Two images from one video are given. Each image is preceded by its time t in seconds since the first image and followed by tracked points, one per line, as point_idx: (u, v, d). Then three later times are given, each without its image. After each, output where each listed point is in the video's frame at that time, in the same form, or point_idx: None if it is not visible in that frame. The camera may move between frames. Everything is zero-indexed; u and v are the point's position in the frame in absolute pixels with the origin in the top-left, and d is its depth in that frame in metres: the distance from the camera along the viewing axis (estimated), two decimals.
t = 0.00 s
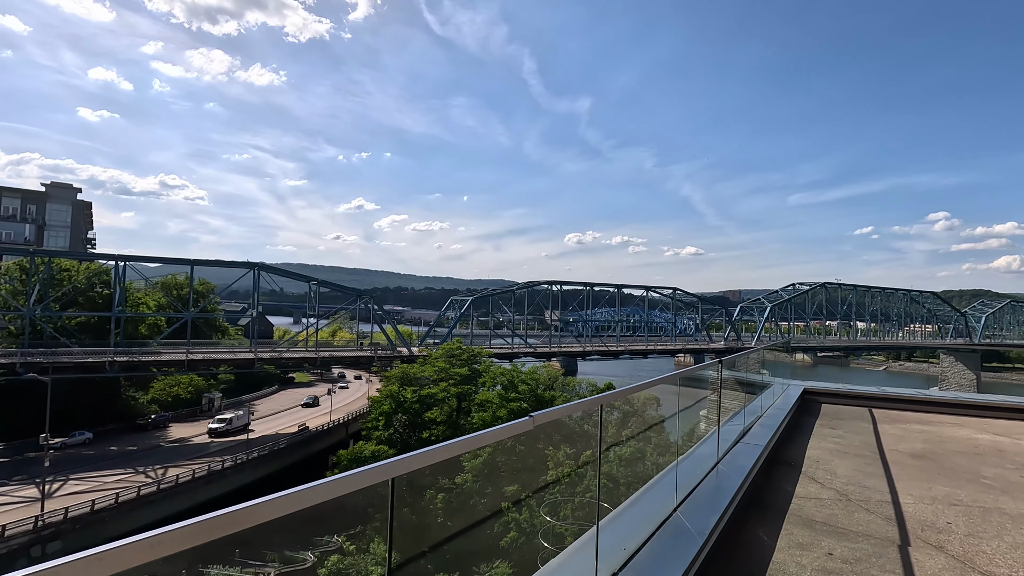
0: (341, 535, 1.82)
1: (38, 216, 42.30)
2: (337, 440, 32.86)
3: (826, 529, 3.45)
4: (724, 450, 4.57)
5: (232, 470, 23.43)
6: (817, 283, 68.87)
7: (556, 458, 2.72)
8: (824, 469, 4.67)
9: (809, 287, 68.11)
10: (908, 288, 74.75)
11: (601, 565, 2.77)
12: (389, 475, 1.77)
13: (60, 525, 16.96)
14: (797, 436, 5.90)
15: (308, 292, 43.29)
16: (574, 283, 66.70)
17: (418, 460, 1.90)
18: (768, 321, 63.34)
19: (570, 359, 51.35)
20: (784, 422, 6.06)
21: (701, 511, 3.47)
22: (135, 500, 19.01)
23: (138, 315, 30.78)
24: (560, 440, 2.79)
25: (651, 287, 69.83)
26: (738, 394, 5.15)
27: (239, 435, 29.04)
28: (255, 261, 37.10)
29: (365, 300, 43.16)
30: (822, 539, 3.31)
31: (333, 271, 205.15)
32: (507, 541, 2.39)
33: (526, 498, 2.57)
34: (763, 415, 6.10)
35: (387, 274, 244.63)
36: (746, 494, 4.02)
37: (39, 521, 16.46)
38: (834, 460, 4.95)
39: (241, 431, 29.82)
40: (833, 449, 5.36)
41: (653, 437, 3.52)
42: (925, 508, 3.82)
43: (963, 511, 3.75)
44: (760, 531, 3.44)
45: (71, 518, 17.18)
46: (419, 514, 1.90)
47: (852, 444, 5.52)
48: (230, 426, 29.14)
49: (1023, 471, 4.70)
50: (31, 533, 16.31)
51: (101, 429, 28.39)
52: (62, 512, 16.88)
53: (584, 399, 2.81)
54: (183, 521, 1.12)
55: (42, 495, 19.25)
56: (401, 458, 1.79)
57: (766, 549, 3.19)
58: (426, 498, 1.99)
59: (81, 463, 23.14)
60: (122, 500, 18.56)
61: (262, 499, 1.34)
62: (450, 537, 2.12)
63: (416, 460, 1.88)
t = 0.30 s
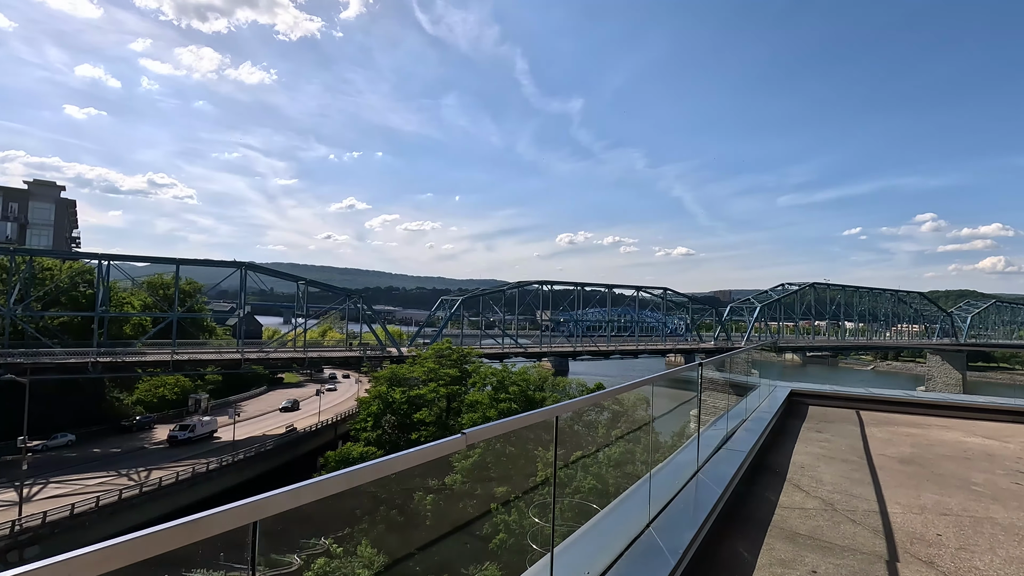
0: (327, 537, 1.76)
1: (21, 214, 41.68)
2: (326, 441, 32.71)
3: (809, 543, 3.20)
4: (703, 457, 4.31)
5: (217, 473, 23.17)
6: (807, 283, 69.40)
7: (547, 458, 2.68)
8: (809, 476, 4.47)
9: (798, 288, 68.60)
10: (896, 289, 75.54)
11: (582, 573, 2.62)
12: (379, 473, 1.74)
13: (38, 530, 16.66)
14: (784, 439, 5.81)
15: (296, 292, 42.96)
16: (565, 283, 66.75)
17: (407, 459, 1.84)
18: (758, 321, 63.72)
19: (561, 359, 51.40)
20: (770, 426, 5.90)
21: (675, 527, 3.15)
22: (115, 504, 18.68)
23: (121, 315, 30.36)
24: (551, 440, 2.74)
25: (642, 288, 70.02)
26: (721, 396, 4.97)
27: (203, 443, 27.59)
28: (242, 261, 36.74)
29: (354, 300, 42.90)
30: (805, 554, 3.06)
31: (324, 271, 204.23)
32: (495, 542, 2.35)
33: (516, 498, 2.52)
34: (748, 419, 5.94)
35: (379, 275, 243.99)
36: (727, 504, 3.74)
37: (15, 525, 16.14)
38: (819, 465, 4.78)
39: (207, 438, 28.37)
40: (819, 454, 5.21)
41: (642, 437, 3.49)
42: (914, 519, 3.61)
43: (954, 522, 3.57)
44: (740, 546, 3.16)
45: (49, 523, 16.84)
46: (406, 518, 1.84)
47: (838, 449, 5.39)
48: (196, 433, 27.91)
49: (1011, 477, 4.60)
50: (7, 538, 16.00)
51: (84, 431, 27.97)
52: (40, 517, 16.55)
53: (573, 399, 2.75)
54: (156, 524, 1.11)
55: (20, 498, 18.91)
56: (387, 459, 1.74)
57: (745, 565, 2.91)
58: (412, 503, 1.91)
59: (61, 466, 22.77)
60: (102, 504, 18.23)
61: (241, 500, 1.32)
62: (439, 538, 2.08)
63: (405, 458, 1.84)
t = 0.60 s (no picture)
0: (317, 539, 1.71)
1: (5, 213, 41.15)
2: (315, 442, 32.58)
3: (799, 561, 2.99)
4: (687, 466, 4.12)
5: (203, 475, 22.93)
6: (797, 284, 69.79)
7: (536, 459, 2.66)
8: (798, 483, 4.30)
9: (789, 288, 69.00)
10: (885, 290, 76.23)
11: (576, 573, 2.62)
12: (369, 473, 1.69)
13: (19, 534, 16.33)
14: (774, 443, 5.74)
15: (286, 292, 42.65)
16: (557, 283, 66.75)
17: (396, 458, 1.80)
18: (749, 321, 64.05)
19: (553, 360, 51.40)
20: (759, 431, 5.78)
21: (654, 545, 2.96)
22: (98, 507, 18.34)
23: (106, 314, 29.94)
24: (541, 440, 2.71)
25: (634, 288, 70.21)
26: (709, 400, 4.83)
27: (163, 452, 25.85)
28: (230, 260, 36.40)
29: (344, 300, 42.66)
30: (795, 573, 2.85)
31: (316, 271, 203.43)
32: (486, 544, 2.33)
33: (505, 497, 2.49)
34: (736, 423, 5.82)
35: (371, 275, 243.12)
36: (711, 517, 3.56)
37: None
38: (809, 471, 4.63)
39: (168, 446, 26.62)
40: (810, 459, 5.07)
41: (634, 438, 3.46)
42: (909, 531, 3.43)
43: (951, 534, 3.40)
44: (724, 562, 2.99)
45: (28, 527, 16.48)
46: (401, 517, 1.79)
47: (828, 454, 5.26)
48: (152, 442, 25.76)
49: (1008, 484, 4.47)
50: None
51: (68, 433, 27.59)
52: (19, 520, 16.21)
53: (564, 401, 2.73)
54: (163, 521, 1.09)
55: None
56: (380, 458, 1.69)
57: None
58: (402, 504, 1.87)
59: (43, 468, 22.40)
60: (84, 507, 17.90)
61: (236, 500, 1.29)
62: (430, 539, 2.04)
63: (402, 457, 1.82)
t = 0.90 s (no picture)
0: (307, 541, 1.67)
1: None
2: (305, 443, 32.48)
3: None
4: (672, 478, 3.94)
5: (189, 477, 22.69)
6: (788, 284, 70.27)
7: (527, 460, 2.63)
8: (790, 494, 4.17)
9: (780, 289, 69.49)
10: (875, 291, 76.96)
11: None
12: (364, 475, 1.66)
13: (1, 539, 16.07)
14: (765, 449, 5.70)
15: (276, 292, 42.37)
16: (549, 283, 66.82)
17: (391, 462, 1.75)
18: (740, 322, 64.43)
19: (545, 360, 51.42)
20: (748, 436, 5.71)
21: (644, 552, 2.90)
22: (82, 511, 18.03)
23: (92, 314, 29.56)
24: (533, 440, 2.69)
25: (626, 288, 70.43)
26: (697, 405, 4.69)
27: (115, 463, 23.88)
28: (219, 260, 36.09)
29: (335, 300, 42.45)
30: None
31: (308, 271, 202.40)
32: (475, 547, 2.30)
33: (497, 499, 2.44)
34: (725, 428, 5.71)
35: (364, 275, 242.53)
36: (696, 532, 3.39)
37: None
38: (801, 480, 4.53)
39: (122, 457, 24.64)
40: (801, 466, 5.00)
41: (626, 438, 3.46)
42: (908, 548, 3.30)
43: (950, 550, 3.27)
44: None
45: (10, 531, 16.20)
46: (393, 520, 1.76)
47: (821, 462, 5.19)
48: (101, 455, 23.80)
49: (1006, 493, 4.41)
50: None
51: (52, 435, 27.20)
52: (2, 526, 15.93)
53: (556, 402, 2.70)
54: (153, 528, 1.03)
55: None
56: (376, 458, 1.68)
57: None
58: (397, 503, 1.84)
59: (27, 471, 22.05)
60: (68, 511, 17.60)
61: (234, 503, 1.26)
62: (423, 542, 2.00)
63: (395, 463, 1.78)
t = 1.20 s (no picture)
0: (296, 543, 1.61)
1: None
2: (293, 444, 32.33)
3: None
4: (654, 485, 3.77)
5: (174, 480, 22.44)
6: (777, 284, 70.76)
7: (517, 461, 2.58)
8: (775, 505, 3.97)
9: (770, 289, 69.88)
10: (864, 292, 77.67)
11: None
12: (353, 477, 1.62)
13: None
14: (752, 454, 5.66)
15: (264, 292, 42.01)
16: (541, 284, 66.90)
17: (379, 465, 1.71)
18: (731, 322, 64.80)
19: (536, 360, 51.46)
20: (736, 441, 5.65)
21: (632, 556, 2.85)
22: (63, 514, 17.75)
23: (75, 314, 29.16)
24: (523, 442, 2.65)
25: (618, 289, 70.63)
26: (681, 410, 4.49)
27: (58, 476, 21.94)
28: (206, 259, 35.75)
29: (324, 300, 42.17)
30: None
31: (298, 271, 201.41)
32: (464, 550, 2.26)
33: (485, 501, 2.38)
34: (711, 433, 5.55)
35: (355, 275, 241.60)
36: (674, 547, 3.15)
37: None
38: (788, 489, 4.37)
39: (66, 469, 22.74)
40: (787, 473, 4.92)
41: (617, 439, 3.42)
42: (900, 564, 3.08)
43: (944, 566, 3.07)
44: None
45: None
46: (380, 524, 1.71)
47: (809, 469, 5.10)
48: (42, 466, 21.76)
49: (1001, 502, 4.32)
50: None
51: (33, 437, 26.75)
52: None
53: (546, 403, 2.64)
54: (137, 527, 1.01)
55: None
56: (364, 461, 1.62)
57: None
58: (384, 507, 1.78)
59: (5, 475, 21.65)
60: (47, 515, 17.33)
61: (230, 500, 1.24)
62: (412, 541, 1.95)
63: (384, 463, 1.73)
